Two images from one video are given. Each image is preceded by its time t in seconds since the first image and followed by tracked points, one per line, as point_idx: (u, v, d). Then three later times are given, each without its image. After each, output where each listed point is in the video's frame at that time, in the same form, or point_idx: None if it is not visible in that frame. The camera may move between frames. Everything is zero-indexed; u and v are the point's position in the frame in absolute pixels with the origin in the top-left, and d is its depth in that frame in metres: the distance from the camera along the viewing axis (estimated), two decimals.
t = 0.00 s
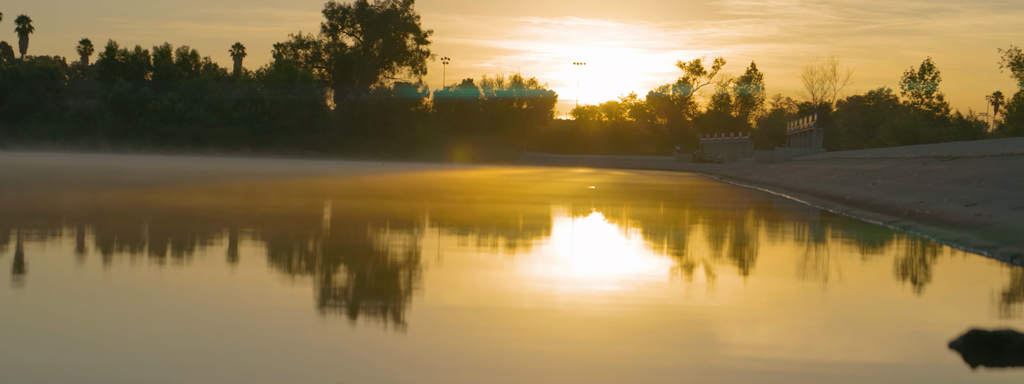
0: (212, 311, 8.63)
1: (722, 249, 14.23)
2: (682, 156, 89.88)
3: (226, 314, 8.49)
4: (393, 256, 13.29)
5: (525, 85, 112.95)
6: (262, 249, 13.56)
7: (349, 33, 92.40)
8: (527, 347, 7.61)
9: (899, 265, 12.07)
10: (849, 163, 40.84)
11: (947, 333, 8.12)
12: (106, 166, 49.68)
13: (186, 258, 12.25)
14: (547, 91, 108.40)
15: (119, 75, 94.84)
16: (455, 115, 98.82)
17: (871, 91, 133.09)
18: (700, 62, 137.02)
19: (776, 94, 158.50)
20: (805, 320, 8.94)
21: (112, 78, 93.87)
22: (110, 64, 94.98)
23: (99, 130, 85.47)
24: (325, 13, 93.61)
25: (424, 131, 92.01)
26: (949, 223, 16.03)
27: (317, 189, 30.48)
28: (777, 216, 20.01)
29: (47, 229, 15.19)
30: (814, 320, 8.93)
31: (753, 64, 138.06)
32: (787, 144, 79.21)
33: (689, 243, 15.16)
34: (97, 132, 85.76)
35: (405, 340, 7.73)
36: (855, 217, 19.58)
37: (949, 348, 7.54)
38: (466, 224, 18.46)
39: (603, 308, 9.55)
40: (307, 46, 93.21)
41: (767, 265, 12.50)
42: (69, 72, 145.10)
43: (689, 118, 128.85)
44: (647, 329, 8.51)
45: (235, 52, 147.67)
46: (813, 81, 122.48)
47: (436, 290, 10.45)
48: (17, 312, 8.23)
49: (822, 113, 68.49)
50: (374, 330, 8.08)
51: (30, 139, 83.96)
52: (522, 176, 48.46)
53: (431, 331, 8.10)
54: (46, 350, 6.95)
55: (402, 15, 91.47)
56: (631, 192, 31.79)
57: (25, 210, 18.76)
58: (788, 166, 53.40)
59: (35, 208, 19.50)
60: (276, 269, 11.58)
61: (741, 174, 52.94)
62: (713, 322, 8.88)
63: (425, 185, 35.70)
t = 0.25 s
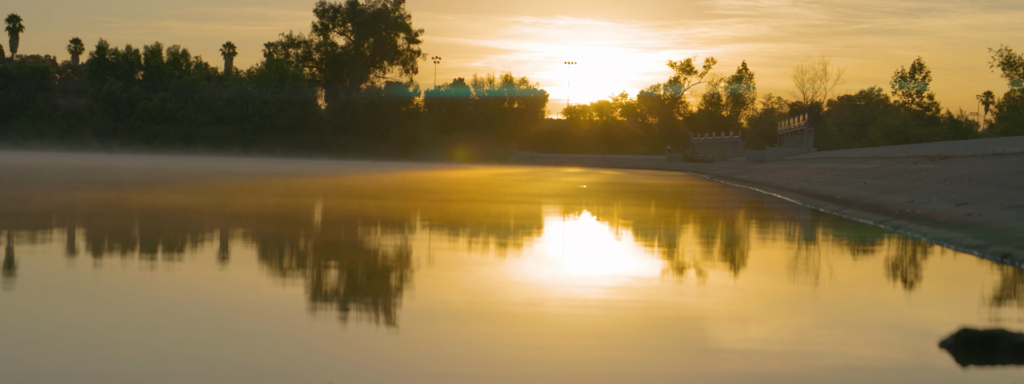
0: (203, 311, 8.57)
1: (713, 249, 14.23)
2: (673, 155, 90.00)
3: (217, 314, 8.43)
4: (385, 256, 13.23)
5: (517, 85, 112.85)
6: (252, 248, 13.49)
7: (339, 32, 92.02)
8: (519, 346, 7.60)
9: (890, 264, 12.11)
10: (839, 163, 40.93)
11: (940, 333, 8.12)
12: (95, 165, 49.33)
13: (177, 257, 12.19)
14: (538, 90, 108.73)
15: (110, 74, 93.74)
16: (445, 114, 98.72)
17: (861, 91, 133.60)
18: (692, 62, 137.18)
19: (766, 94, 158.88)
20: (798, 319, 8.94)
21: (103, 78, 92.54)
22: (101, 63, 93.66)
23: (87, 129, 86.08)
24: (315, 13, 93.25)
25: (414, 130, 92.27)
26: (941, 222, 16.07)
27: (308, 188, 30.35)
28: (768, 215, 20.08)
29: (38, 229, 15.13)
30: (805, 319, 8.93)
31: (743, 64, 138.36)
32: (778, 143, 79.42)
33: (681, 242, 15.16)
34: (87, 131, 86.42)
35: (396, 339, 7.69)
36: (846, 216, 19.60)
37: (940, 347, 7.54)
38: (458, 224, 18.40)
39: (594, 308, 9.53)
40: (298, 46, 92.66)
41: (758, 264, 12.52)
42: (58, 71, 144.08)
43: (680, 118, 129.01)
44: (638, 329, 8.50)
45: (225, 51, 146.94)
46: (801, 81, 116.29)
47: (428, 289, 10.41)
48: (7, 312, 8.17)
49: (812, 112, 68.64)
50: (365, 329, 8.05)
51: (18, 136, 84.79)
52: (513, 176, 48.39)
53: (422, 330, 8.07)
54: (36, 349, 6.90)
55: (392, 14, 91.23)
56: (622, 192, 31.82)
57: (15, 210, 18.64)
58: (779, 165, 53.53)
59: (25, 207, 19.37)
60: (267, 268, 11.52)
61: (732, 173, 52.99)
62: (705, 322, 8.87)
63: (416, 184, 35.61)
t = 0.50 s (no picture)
0: (195, 309, 8.54)
1: (705, 248, 14.24)
2: (666, 154, 90.14)
3: (210, 313, 8.41)
4: (376, 255, 13.19)
5: (509, 84, 112.78)
6: (244, 247, 13.44)
7: (331, 32, 91.84)
8: (512, 345, 7.60)
9: (882, 263, 12.15)
10: (831, 163, 41.05)
11: (928, 332, 8.17)
12: (87, 165, 49.09)
13: (168, 257, 12.14)
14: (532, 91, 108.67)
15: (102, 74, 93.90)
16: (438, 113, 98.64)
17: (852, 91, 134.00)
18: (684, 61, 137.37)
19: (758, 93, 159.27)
20: (788, 318, 8.98)
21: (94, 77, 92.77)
22: (93, 62, 94.03)
23: (77, 128, 85.53)
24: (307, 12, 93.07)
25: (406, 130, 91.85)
26: (933, 221, 16.15)
27: (301, 188, 30.26)
28: (760, 215, 20.15)
29: (28, 228, 15.03)
30: (797, 318, 8.94)
31: (735, 63, 138.63)
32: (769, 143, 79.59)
33: (673, 242, 15.12)
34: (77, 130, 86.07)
35: (387, 338, 7.69)
36: (838, 216, 19.63)
37: (929, 347, 7.58)
38: (450, 223, 18.33)
39: (586, 307, 9.52)
40: (290, 45, 93.21)
41: (751, 264, 12.55)
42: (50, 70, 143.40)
43: (672, 117, 129.17)
44: (630, 328, 8.51)
45: (218, 50, 146.48)
46: (796, 81, 112.97)
47: (420, 289, 10.40)
48: None
49: (804, 112, 68.79)
50: (357, 328, 8.04)
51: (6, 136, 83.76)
52: (505, 175, 48.35)
53: (414, 329, 8.06)
54: (27, 349, 6.86)
55: (384, 14, 91.11)
56: (614, 191, 31.84)
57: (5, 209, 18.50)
58: (772, 165, 53.59)
59: (16, 207, 19.25)
60: (258, 267, 11.48)
61: (724, 173, 53.07)
62: (696, 321, 8.89)
63: (408, 184, 35.53)
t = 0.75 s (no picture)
0: (188, 309, 8.49)
1: (698, 248, 14.23)
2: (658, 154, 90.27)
3: (204, 312, 8.35)
4: (368, 255, 13.13)
5: (502, 83, 112.70)
6: (237, 247, 13.36)
7: (324, 31, 91.64)
8: (508, 345, 7.58)
9: (874, 263, 12.15)
10: (823, 163, 41.15)
11: (920, 332, 8.19)
12: (78, 164, 48.75)
13: (160, 256, 12.06)
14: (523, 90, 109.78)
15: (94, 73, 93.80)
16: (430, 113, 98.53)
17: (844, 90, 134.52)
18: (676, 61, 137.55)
19: (750, 93, 159.68)
20: (781, 318, 8.98)
21: (87, 77, 92.74)
22: (86, 61, 94.05)
23: (68, 126, 84.95)
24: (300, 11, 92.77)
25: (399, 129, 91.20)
26: (925, 221, 16.19)
27: (294, 187, 30.14)
28: (752, 214, 20.19)
29: (19, 228, 14.88)
30: (790, 318, 8.95)
31: (728, 63, 138.92)
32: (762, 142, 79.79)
33: (666, 242, 15.06)
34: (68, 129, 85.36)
35: (381, 337, 7.66)
36: (831, 215, 19.63)
37: (922, 346, 7.60)
38: (442, 223, 18.28)
39: (580, 307, 9.48)
40: (283, 44, 93.39)
41: (743, 263, 12.57)
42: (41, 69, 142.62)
43: (664, 117, 129.36)
44: (625, 327, 8.48)
45: (210, 49, 145.90)
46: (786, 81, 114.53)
47: (413, 289, 10.34)
48: None
49: (796, 111, 68.99)
50: (351, 327, 8.00)
51: None
52: (498, 175, 48.26)
53: (408, 329, 8.03)
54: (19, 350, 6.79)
55: (377, 13, 90.97)
56: (605, 191, 31.89)
57: None
58: (764, 164, 53.60)
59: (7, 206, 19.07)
60: (251, 267, 11.41)
61: (716, 172, 53.16)
62: (690, 321, 8.87)
63: (400, 184, 35.41)
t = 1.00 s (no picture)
0: (184, 308, 8.45)
1: (691, 248, 14.19)
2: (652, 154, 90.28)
3: (199, 312, 8.31)
4: (361, 254, 13.09)
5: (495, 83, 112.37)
6: (230, 247, 13.30)
7: (317, 31, 91.19)
8: (500, 345, 7.53)
9: (867, 263, 12.10)
10: (816, 162, 41.16)
11: (913, 331, 8.19)
12: (70, 163, 48.53)
13: (153, 256, 11.98)
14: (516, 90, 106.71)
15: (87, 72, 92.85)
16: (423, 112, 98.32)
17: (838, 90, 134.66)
18: (670, 60, 137.52)
19: (743, 93, 159.77)
20: (774, 317, 8.97)
21: (81, 76, 92.02)
22: (78, 61, 93.14)
23: (59, 126, 85.06)
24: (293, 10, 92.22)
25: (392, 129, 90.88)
26: (918, 221, 16.21)
27: (287, 187, 29.95)
28: (745, 214, 20.23)
29: (13, 228, 14.79)
30: (785, 318, 8.93)
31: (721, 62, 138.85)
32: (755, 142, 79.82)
33: (659, 242, 15.03)
34: (60, 128, 85.46)
35: (376, 337, 7.62)
36: (824, 215, 19.61)
37: (918, 345, 7.56)
38: (435, 223, 18.19)
39: (573, 308, 9.45)
40: (275, 44, 92.03)
41: (736, 263, 12.56)
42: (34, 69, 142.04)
43: (658, 116, 129.35)
44: (618, 328, 8.45)
45: (203, 49, 145.45)
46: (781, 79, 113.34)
47: (405, 288, 10.31)
48: None
49: (790, 111, 68.98)
50: (344, 327, 7.95)
51: None
52: (492, 175, 48.12)
53: (400, 328, 8.00)
54: (12, 349, 6.75)
55: (370, 13, 90.58)
56: (597, 190, 31.90)
57: None
58: (757, 164, 53.61)
59: None
60: (244, 267, 11.36)
61: (710, 172, 53.04)
62: (682, 320, 8.87)
63: (392, 183, 35.23)
